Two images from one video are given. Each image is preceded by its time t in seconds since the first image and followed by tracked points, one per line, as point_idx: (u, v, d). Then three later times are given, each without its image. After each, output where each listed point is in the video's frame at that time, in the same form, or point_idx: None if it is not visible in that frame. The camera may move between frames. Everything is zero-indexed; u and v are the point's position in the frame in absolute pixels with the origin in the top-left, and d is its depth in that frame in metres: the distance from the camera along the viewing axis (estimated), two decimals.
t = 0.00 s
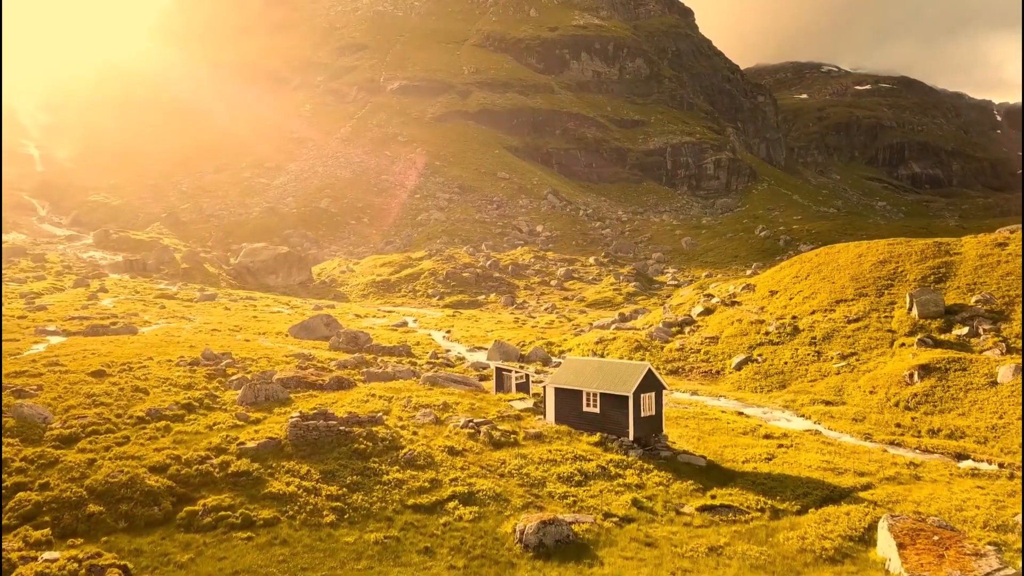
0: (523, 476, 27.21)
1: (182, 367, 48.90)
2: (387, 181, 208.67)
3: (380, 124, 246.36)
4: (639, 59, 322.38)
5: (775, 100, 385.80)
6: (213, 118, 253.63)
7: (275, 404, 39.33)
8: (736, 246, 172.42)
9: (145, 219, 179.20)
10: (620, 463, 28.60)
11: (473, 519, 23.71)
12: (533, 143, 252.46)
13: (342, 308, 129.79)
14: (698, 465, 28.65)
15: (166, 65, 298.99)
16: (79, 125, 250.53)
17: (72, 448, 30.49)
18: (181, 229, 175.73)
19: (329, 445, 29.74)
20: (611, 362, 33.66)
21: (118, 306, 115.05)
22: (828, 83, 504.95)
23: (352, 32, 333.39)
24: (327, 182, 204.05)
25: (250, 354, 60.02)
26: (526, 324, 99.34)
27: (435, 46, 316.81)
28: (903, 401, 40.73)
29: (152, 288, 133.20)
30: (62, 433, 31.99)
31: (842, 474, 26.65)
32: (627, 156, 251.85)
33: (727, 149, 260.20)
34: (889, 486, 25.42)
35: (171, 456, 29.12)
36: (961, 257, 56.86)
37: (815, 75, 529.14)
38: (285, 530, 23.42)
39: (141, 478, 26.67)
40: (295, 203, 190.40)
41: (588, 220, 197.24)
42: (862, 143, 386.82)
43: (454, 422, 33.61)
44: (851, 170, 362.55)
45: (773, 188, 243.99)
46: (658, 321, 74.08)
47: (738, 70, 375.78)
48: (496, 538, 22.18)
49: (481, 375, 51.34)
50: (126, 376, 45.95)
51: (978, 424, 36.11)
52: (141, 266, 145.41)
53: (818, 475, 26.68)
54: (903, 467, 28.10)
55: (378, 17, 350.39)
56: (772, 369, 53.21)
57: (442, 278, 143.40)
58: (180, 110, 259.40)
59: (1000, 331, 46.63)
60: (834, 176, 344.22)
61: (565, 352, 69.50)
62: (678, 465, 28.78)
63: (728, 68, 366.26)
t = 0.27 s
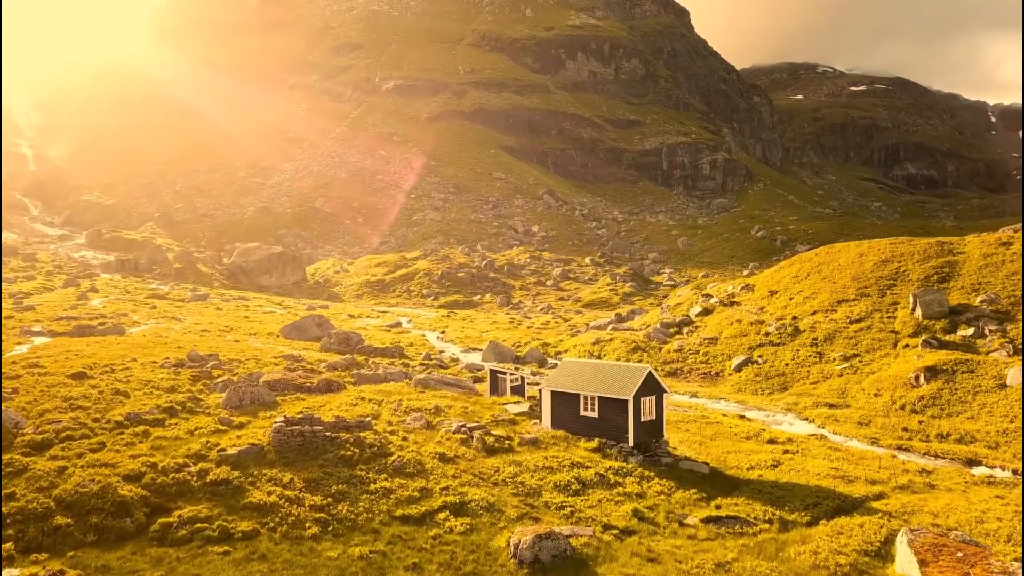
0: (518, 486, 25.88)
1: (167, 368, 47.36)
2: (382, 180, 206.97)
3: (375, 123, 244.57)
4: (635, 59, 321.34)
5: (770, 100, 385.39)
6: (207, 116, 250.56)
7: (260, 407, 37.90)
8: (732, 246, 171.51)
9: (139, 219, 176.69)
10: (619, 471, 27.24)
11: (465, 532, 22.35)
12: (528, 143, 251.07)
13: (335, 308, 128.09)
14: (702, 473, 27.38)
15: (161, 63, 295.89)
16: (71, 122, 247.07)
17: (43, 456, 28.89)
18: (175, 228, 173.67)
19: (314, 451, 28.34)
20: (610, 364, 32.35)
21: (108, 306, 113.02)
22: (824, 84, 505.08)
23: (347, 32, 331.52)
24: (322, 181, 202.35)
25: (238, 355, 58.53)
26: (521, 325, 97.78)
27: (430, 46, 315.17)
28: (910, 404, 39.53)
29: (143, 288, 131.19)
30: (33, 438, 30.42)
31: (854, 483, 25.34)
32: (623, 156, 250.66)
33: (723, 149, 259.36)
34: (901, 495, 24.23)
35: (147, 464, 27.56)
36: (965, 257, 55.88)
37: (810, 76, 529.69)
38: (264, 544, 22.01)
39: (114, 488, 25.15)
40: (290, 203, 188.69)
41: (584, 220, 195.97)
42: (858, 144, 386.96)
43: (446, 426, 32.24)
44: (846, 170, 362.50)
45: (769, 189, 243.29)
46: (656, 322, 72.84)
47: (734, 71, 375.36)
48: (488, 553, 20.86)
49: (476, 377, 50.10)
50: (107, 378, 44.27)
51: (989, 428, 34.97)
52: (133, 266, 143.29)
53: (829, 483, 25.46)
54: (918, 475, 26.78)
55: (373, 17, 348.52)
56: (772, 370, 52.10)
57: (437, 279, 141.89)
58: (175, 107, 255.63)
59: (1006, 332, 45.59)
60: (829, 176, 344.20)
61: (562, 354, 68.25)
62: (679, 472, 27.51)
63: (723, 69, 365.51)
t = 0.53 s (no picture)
0: (512, 497, 24.25)
1: (146, 371, 45.38)
2: (376, 180, 204.99)
3: (369, 122, 242.40)
4: (631, 59, 320.11)
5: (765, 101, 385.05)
6: (201, 115, 247.04)
7: (242, 412, 36.04)
8: (728, 246, 170.38)
9: (131, 218, 173.78)
10: (618, 481, 25.70)
11: (455, 549, 20.79)
12: (523, 143, 249.38)
13: (327, 308, 126.03)
14: (706, 482, 25.89)
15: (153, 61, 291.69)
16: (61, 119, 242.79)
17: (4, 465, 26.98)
18: (166, 228, 171.13)
19: (295, 459, 26.65)
20: (609, 367, 30.79)
21: (95, 306, 110.55)
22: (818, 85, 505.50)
23: (342, 31, 329.32)
24: (315, 181, 200.22)
25: (223, 357, 56.60)
26: (516, 325, 95.94)
27: (425, 45, 313.21)
28: (917, 408, 38.30)
29: (133, 288, 128.76)
30: None
31: (867, 494, 24.02)
32: (618, 156, 249.24)
33: (718, 149, 258.27)
34: (919, 508, 22.89)
35: (115, 474, 25.68)
36: (969, 257, 54.78)
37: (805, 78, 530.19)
38: (237, 563, 20.29)
39: (77, 501, 23.33)
40: (283, 202, 186.52)
41: (579, 220, 194.44)
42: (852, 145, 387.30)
43: (436, 432, 30.58)
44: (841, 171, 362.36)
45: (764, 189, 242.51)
46: (653, 323, 71.36)
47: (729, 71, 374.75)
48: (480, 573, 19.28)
49: (468, 380, 48.49)
50: (84, 381, 42.31)
51: (1002, 434, 33.73)
52: (124, 266, 140.70)
53: (841, 494, 24.08)
54: (933, 484, 25.46)
55: (368, 16, 346.23)
56: (774, 372, 50.75)
57: (431, 279, 140.07)
58: (169, 104, 251.68)
59: (1014, 334, 44.46)
60: (824, 176, 343.71)
61: (557, 355, 66.67)
62: (682, 481, 26.01)
63: (718, 69, 364.48)
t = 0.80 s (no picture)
0: (505, 509, 22.68)
1: (125, 373, 43.39)
2: (370, 179, 202.93)
3: (363, 121, 240.30)
4: (626, 59, 318.78)
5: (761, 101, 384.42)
6: (194, 114, 243.52)
7: (222, 416, 34.20)
8: (725, 246, 169.20)
9: (123, 217, 170.88)
10: (618, 491, 24.16)
11: (444, 568, 19.21)
12: (518, 143, 247.76)
13: (320, 308, 124.03)
14: (711, 492, 24.43)
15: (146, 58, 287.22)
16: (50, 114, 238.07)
17: None
18: (159, 227, 168.67)
19: (275, 467, 24.97)
20: (608, 370, 29.27)
21: (83, 306, 108.10)
22: (813, 86, 505.60)
23: (336, 30, 326.93)
24: (308, 180, 197.92)
25: (208, 358, 54.61)
26: (510, 326, 94.15)
27: (420, 45, 311.30)
28: (926, 411, 37.06)
29: (123, 287, 126.40)
30: None
31: (883, 506, 22.74)
32: (613, 156, 247.61)
33: (714, 149, 257.03)
34: (937, 522, 21.58)
35: (80, 486, 23.83)
36: (975, 255, 53.75)
37: (800, 78, 530.62)
38: None
39: (35, 514, 21.46)
40: (276, 202, 184.32)
41: (575, 220, 192.83)
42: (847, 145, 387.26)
43: (425, 438, 28.91)
44: (836, 171, 361.94)
45: (760, 189, 241.51)
46: (651, 323, 69.85)
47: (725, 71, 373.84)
48: None
49: (460, 382, 46.79)
50: (57, 383, 40.22)
51: (1017, 439, 32.47)
52: (114, 266, 138.18)
53: (855, 506, 22.74)
54: (951, 495, 24.03)
55: (363, 15, 344.04)
56: (774, 374, 49.51)
57: (425, 278, 138.27)
58: (163, 103, 247.94)
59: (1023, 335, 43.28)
60: (819, 176, 343.07)
61: (553, 356, 65.06)
62: (686, 491, 24.55)
63: (714, 69, 363.36)
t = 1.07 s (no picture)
0: (500, 522, 21.26)
1: (106, 374, 41.64)
2: (365, 178, 201.27)
3: (358, 121, 238.72)
4: (622, 59, 317.83)
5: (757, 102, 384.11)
6: (188, 112, 240.84)
7: (205, 420, 32.69)
8: (721, 246, 168.16)
9: (117, 217, 168.53)
10: (619, 502, 22.78)
11: None
12: (514, 142, 246.39)
13: (313, 308, 122.42)
14: (716, 502, 23.15)
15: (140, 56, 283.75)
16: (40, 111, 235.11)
17: None
18: (151, 226, 166.66)
19: (255, 475, 23.44)
20: (608, 372, 27.97)
21: (72, 306, 106.07)
22: (808, 87, 506.14)
23: (332, 29, 324.98)
24: (302, 179, 196.20)
25: (194, 358, 53.01)
26: (505, 327, 92.85)
27: (415, 44, 309.79)
28: (935, 415, 35.99)
29: (113, 287, 124.46)
30: None
31: (900, 517, 21.61)
32: (609, 156, 246.18)
33: (710, 149, 256.16)
34: (960, 534, 20.46)
35: (46, 497, 22.20)
36: (980, 254, 52.97)
37: (796, 79, 531.43)
38: None
39: None
40: (271, 201, 182.57)
41: (571, 220, 191.55)
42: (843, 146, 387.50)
43: (416, 445, 27.48)
44: (832, 171, 361.76)
45: (756, 189, 240.69)
46: (649, 323, 68.67)
47: (721, 71, 373.31)
48: None
49: (454, 384, 45.42)
50: (35, 384, 38.66)
51: None
52: (106, 265, 136.15)
53: (871, 518, 21.55)
54: (971, 504, 22.93)
55: (358, 14, 342.28)
56: (777, 375, 48.35)
57: (420, 278, 136.83)
58: (158, 102, 245.17)
59: None
60: (814, 177, 342.72)
61: (550, 357, 63.76)
62: (692, 500, 23.27)
63: (710, 69, 362.46)
